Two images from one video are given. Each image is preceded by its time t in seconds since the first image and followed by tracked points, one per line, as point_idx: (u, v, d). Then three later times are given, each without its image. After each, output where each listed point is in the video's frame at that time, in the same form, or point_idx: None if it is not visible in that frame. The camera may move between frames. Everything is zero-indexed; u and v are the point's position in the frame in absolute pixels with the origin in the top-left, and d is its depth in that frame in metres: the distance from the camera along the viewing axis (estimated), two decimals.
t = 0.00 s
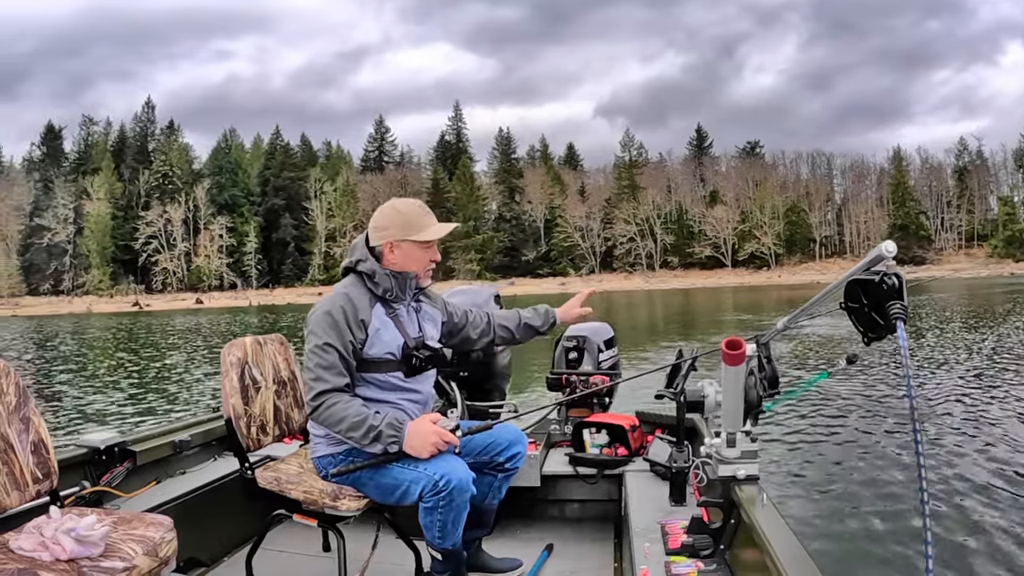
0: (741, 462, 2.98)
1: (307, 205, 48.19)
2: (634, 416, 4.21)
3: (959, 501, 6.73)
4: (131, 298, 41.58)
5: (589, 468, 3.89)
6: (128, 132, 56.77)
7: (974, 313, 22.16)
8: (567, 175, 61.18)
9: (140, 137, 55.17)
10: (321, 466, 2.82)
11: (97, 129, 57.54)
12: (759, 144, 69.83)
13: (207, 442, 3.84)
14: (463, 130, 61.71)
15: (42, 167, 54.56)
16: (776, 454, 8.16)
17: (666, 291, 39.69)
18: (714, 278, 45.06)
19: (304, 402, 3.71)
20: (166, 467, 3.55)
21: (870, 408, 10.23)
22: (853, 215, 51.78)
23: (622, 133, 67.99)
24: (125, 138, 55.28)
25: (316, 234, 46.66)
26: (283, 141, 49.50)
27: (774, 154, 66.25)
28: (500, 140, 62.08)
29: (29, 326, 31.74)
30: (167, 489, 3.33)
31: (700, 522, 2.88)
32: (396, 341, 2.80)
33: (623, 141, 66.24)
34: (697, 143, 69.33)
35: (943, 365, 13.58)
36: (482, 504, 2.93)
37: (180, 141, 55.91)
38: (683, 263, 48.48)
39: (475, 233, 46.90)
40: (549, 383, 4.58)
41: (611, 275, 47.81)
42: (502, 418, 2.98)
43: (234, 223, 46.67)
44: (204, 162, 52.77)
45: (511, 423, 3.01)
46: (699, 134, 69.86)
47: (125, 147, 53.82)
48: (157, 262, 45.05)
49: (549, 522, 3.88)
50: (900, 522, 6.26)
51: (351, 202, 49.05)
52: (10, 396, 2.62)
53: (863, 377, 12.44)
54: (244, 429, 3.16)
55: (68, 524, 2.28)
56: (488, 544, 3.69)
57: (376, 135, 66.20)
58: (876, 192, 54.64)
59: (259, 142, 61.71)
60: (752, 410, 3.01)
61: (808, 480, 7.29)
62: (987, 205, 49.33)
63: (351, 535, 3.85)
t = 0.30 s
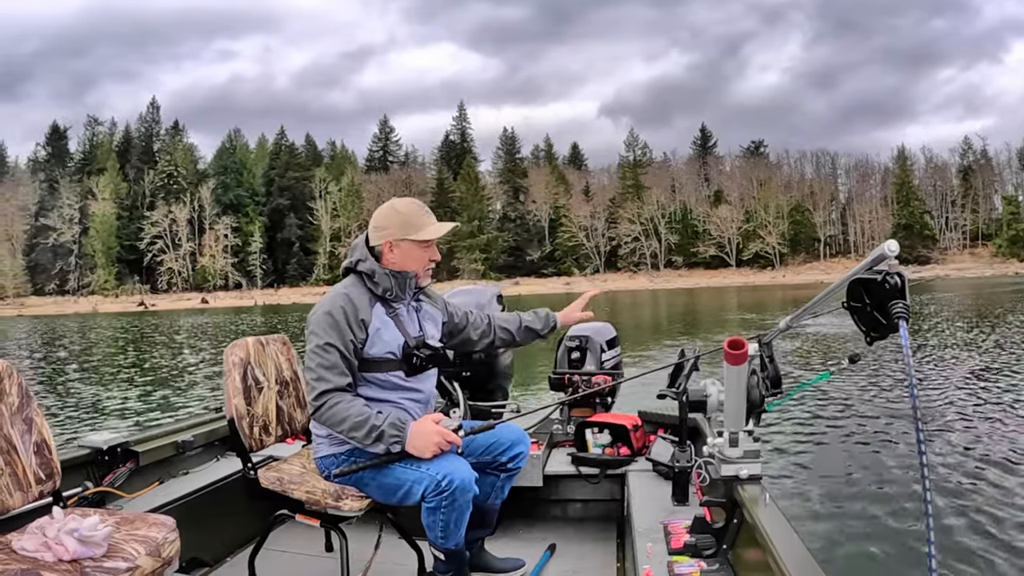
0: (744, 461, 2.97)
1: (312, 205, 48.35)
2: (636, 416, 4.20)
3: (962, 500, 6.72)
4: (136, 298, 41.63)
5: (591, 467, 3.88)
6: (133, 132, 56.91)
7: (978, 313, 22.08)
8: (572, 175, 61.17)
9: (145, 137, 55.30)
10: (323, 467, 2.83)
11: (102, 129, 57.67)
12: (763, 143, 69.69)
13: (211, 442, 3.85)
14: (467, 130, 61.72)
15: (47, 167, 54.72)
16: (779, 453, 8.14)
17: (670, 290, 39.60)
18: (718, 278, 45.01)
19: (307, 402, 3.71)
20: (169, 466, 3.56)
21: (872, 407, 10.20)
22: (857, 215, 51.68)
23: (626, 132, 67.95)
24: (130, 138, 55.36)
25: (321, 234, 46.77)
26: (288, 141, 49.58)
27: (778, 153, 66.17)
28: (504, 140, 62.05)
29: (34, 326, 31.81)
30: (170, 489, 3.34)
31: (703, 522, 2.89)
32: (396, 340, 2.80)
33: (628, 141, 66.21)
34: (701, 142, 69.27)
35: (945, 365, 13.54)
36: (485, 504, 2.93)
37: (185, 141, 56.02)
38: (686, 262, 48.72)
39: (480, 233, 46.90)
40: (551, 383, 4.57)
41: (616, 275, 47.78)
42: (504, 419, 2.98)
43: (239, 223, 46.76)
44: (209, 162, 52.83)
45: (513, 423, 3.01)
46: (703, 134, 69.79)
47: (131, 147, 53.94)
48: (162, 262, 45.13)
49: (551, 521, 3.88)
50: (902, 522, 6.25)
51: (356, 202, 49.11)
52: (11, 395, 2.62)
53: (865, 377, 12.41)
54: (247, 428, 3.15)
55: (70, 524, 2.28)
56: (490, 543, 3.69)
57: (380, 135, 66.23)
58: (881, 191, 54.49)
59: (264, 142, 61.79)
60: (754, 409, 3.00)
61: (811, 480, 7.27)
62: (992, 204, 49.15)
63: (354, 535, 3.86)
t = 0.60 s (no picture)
0: (746, 461, 2.97)
1: (316, 205, 48.59)
2: (638, 415, 4.19)
3: (964, 500, 6.70)
4: (141, 298, 41.66)
5: (593, 467, 3.88)
6: (138, 132, 57.03)
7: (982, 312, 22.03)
8: (576, 175, 61.11)
9: (150, 138, 55.41)
10: (326, 466, 2.83)
11: (106, 130, 57.81)
12: (768, 143, 69.55)
13: (212, 442, 3.85)
14: (471, 130, 61.73)
15: (52, 168, 54.88)
16: (781, 453, 8.13)
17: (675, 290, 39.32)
18: (723, 277, 44.90)
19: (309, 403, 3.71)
20: (171, 467, 3.56)
21: (874, 407, 10.17)
22: (861, 214, 51.55)
23: (630, 132, 67.94)
24: (134, 138, 55.45)
25: (325, 234, 46.92)
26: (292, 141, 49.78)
27: (782, 152, 66.09)
28: (508, 140, 62.04)
29: (40, 326, 31.86)
30: (171, 489, 3.35)
31: (705, 522, 2.88)
32: (398, 340, 2.80)
33: (632, 141, 66.17)
34: (705, 142, 69.22)
35: (946, 364, 13.48)
36: (487, 504, 2.93)
37: (189, 141, 56.13)
38: (691, 262, 48.36)
39: (484, 233, 46.86)
40: (553, 383, 4.57)
41: (620, 274, 47.74)
42: (507, 419, 2.99)
43: (244, 223, 46.81)
44: (214, 162, 52.89)
45: (516, 422, 3.01)
46: (707, 133, 69.75)
47: (135, 147, 54.06)
48: (166, 262, 45.18)
49: (553, 521, 3.88)
50: (904, 521, 6.24)
51: (360, 202, 49.18)
52: (14, 395, 2.63)
53: (866, 376, 12.41)
54: (249, 429, 3.15)
55: (73, 524, 2.29)
56: (492, 543, 3.69)
57: (384, 135, 66.27)
58: (885, 191, 54.37)
59: (268, 142, 61.87)
60: (756, 409, 3.00)
61: (813, 480, 7.26)
62: (996, 204, 48.99)
63: (355, 535, 3.86)
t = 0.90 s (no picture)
0: (747, 461, 2.98)
1: (320, 205, 48.77)
2: (638, 415, 4.20)
3: (966, 500, 6.70)
4: (145, 298, 41.64)
5: (594, 467, 3.88)
6: (141, 133, 57.10)
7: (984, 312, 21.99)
8: (579, 174, 61.08)
9: (154, 138, 55.48)
10: (327, 465, 2.83)
11: (110, 130, 57.89)
12: (771, 142, 69.46)
13: (213, 442, 3.85)
14: (475, 130, 61.73)
15: (56, 168, 54.96)
16: (783, 453, 8.13)
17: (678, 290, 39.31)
18: (726, 277, 44.85)
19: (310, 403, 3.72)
20: (171, 466, 3.56)
21: (875, 407, 10.16)
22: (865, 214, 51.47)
23: (633, 132, 67.93)
24: (138, 138, 55.54)
25: (329, 234, 47.01)
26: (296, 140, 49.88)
27: (785, 152, 66.03)
28: (511, 140, 62.05)
29: (43, 326, 31.83)
30: (173, 489, 3.34)
31: (705, 522, 2.88)
32: (398, 339, 2.80)
33: (635, 140, 66.13)
34: (708, 141, 69.19)
35: (947, 365, 13.47)
36: (487, 504, 2.93)
37: (192, 142, 56.19)
38: (694, 261, 48.19)
39: (487, 232, 46.85)
40: (554, 382, 4.56)
41: (623, 274, 47.72)
42: (507, 418, 2.98)
43: (247, 223, 46.83)
44: (217, 161, 52.97)
45: (517, 422, 3.01)
46: (710, 133, 69.73)
47: (139, 147, 54.12)
48: (170, 262, 45.18)
49: (554, 521, 3.89)
50: (904, 521, 6.24)
51: (364, 202, 49.22)
52: (15, 394, 2.63)
53: (867, 376, 12.41)
54: (249, 428, 3.15)
55: (73, 524, 2.29)
56: (493, 542, 3.69)
57: (388, 135, 66.28)
58: (888, 191, 54.29)
59: (271, 142, 61.95)
60: (757, 408, 2.99)
61: (814, 480, 7.25)
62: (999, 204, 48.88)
63: (356, 535, 3.87)
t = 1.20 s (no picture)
0: (746, 461, 2.98)
1: (321, 205, 48.84)
2: (638, 415, 4.20)
3: (966, 500, 6.70)
4: (148, 298, 41.66)
5: (594, 467, 3.88)
6: (143, 133, 57.13)
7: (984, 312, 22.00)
8: (581, 174, 61.09)
9: (156, 138, 55.51)
10: (327, 466, 2.83)
11: (112, 130, 57.92)
12: (772, 142, 69.46)
13: (213, 442, 3.86)
14: (476, 130, 61.72)
15: (58, 168, 55.00)
16: (783, 453, 8.13)
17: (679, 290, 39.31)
18: (728, 277, 44.88)
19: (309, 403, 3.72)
20: (170, 466, 3.56)
21: (876, 407, 10.17)
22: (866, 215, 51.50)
23: (635, 132, 67.93)
24: (140, 138, 55.59)
25: (331, 234, 47.09)
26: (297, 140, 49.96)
27: (786, 152, 66.03)
28: (513, 140, 62.07)
29: (45, 326, 31.81)
30: (172, 489, 3.35)
31: (704, 522, 2.88)
32: (398, 340, 2.80)
33: (636, 141, 66.10)
34: (710, 142, 69.18)
35: (947, 364, 13.48)
36: (486, 504, 2.93)
37: (194, 142, 56.22)
38: (696, 261, 48.21)
39: (488, 232, 47.00)
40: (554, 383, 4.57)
41: (625, 274, 47.74)
42: (507, 419, 2.99)
43: (249, 223, 46.90)
44: (219, 162, 53.01)
45: (516, 423, 3.02)
46: (712, 133, 69.70)
47: (141, 147, 54.18)
48: (172, 262, 45.18)
49: (554, 521, 3.89)
50: (905, 520, 6.25)
51: (365, 202, 49.27)
52: (14, 394, 2.63)
53: (867, 376, 12.42)
54: (249, 428, 3.15)
55: (73, 523, 2.29)
56: (492, 543, 3.69)
57: (389, 135, 66.27)
58: (889, 191, 54.25)
59: (273, 142, 61.97)
60: (756, 409, 2.99)
61: (814, 480, 7.25)
62: (1000, 204, 48.83)
63: (356, 534, 3.87)
